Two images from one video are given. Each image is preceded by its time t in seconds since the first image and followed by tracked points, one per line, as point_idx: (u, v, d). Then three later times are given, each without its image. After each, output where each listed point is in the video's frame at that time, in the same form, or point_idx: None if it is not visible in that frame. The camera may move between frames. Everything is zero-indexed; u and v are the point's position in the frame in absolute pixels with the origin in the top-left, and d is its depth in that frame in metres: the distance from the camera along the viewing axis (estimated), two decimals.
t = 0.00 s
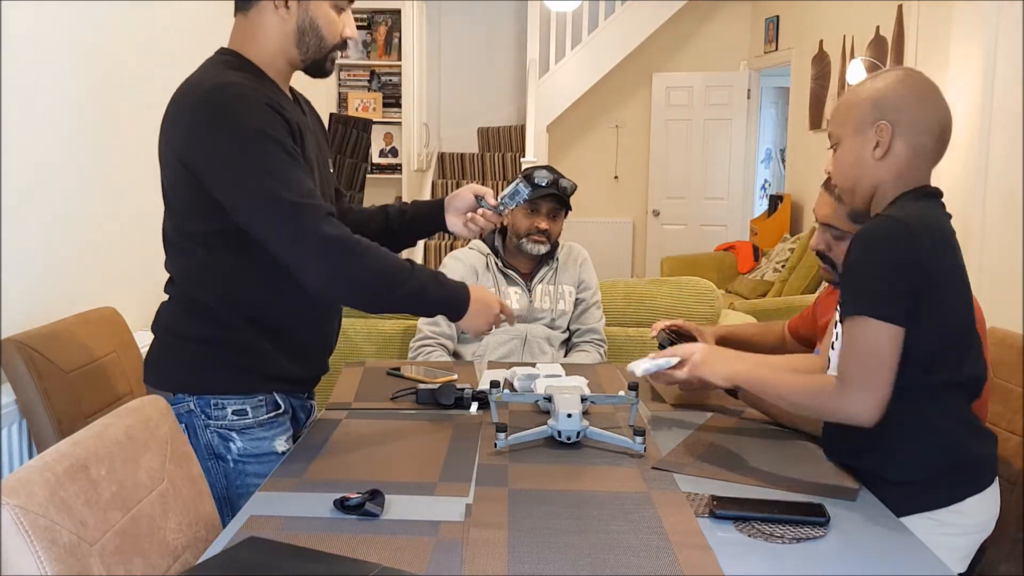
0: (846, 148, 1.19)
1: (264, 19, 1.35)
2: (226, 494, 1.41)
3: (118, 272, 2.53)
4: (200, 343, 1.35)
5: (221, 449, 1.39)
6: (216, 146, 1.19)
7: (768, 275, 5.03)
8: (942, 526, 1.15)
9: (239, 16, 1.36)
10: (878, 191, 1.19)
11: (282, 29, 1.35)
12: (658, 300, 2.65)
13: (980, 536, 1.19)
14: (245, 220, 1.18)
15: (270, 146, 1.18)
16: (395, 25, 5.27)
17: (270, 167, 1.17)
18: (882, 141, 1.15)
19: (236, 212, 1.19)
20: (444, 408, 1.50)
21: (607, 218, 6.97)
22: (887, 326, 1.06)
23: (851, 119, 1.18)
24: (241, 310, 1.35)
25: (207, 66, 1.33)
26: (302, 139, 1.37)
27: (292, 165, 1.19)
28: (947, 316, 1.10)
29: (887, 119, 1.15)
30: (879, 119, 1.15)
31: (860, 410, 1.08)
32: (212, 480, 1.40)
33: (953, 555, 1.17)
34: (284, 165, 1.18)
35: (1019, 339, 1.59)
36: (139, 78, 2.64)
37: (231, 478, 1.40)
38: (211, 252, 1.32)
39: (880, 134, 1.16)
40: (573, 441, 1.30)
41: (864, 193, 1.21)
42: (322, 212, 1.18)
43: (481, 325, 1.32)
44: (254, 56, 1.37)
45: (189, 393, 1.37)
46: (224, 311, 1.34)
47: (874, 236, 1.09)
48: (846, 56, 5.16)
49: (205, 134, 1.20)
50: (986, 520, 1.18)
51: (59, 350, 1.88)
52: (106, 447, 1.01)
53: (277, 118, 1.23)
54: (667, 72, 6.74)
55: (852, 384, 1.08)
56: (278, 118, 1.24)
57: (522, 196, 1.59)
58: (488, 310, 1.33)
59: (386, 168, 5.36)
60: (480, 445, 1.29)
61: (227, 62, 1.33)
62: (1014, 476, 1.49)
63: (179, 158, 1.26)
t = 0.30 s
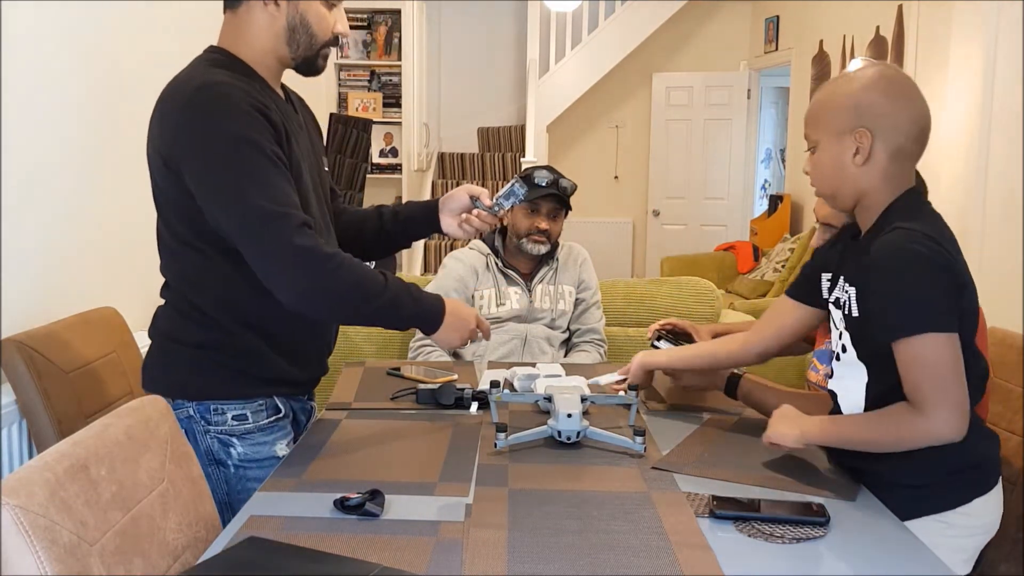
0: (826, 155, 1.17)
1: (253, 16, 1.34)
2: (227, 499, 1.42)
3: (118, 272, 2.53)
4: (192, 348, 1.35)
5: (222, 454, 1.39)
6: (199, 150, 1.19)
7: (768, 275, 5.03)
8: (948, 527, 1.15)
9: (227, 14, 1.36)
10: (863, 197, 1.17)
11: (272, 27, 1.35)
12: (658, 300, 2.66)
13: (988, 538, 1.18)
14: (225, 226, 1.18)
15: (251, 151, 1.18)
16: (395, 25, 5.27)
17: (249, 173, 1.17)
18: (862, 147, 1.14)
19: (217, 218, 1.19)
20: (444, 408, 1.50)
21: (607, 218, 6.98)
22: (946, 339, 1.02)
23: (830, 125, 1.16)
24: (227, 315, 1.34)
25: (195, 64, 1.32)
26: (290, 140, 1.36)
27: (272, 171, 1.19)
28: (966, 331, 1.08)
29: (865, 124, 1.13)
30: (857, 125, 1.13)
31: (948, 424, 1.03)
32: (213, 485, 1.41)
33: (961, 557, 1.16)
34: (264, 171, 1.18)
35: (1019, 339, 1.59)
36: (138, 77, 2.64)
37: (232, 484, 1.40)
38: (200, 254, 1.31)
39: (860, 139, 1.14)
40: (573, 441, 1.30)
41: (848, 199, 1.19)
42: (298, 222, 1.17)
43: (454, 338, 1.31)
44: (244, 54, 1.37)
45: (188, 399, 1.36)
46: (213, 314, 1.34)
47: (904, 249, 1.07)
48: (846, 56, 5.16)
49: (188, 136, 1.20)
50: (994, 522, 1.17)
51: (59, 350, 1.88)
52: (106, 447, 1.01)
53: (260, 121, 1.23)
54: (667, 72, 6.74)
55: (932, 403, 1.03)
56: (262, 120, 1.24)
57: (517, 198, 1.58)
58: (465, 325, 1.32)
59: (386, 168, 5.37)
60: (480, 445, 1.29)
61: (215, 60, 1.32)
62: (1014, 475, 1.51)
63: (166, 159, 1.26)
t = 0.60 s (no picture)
0: (796, 160, 1.18)
1: (253, 16, 1.34)
2: (230, 503, 1.41)
3: (118, 272, 2.53)
4: (191, 350, 1.35)
5: (225, 458, 1.38)
6: (195, 151, 1.19)
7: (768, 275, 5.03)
8: (945, 525, 1.15)
9: (227, 13, 1.36)
10: (837, 200, 1.17)
11: (272, 27, 1.35)
12: (658, 300, 2.65)
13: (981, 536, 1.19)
14: (220, 228, 1.18)
15: (247, 153, 1.18)
16: (395, 25, 5.27)
17: (245, 175, 1.17)
18: (830, 151, 1.13)
19: (213, 219, 1.20)
20: (444, 408, 1.50)
21: (607, 218, 6.98)
22: (937, 340, 1.02)
23: (798, 130, 1.16)
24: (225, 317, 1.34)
25: (192, 63, 1.32)
26: (288, 140, 1.36)
27: (267, 173, 1.19)
28: (957, 335, 1.08)
29: (831, 129, 1.13)
30: (824, 130, 1.14)
31: (939, 424, 1.03)
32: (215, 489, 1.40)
33: (957, 556, 1.17)
34: (260, 173, 1.18)
35: (1018, 339, 1.59)
36: (138, 77, 2.64)
37: (235, 487, 1.39)
38: (199, 255, 1.31)
39: (827, 145, 1.14)
40: (573, 441, 1.30)
41: (822, 203, 1.18)
42: (293, 225, 1.18)
43: (443, 342, 1.31)
44: (243, 53, 1.37)
45: (190, 402, 1.36)
46: (212, 316, 1.34)
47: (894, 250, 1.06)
48: (846, 56, 5.16)
49: (185, 137, 1.20)
50: (987, 520, 1.18)
51: (59, 350, 1.89)
52: (106, 447, 1.01)
53: (257, 121, 1.23)
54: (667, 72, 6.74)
55: (922, 403, 1.03)
56: (259, 120, 1.24)
57: (513, 202, 1.57)
58: (457, 330, 1.33)
59: (386, 168, 5.37)
60: (480, 445, 1.29)
61: (213, 58, 1.32)
62: (1014, 475, 1.51)
63: (163, 158, 1.26)
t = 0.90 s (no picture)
0: (788, 172, 1.17)
1: (253, 15, 1.34)
2: (225, 504, 1.40)
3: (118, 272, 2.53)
4: (190, 353, 1.35)
5: (221, 458, 1.38)
6: (195, 149, 1.19)
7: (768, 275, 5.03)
8: (941, 527, 1.15)
9: (227, 10, 1.36)
10: (835, 206, 1.16)
11: (272, 25, 1.35)
12: (658, 300, 2.65)
13: (978, 540, 1.18)
14: (219, 227, 1.18)
15: (246, 151, 1.18)
16: (396, 24, 5.27)
17: (245, 173, 1.17)
18: (815, 161, 1.13)
19: (212, 218, 1.19)
20: (444, 408, 1.50)
21: (607, 218, 6.98)
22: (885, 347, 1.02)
23: (785, 143, 1.16)
24: (225, 317, 1.34)
25: (191, 60, 1.31)
26: (287, 137, 1.36)
27: (266, 171, 1.19)
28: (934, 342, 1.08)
29: (812, 140, 1.12)
30: (806, 141, 1.13)
31: (879, 433, 1.03)
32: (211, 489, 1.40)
33: (954, 558, 1.16)
34: (259, 172, 1.18)
35: (1019, 339, 1.59)
36: (139, 78, 2.64)
37: (231, 487, 1.39)
38: (198, 255, 1.31)
39: (811, 156, 1.13)
40: (573, 441, 1.30)
41: (820, 210, 1.18)
42: (291, 225, 1.18)
43: (436, 345, 1.33)
44: (244, 51, 1.36)
45: (189, 401, 1.36)
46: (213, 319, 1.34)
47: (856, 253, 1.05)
48: (846, 56, 5.16)
49: (184, 135, 1.20)
50: (984, 522, 1.17)
51: (59, 350, 1.89)
52: (106, 447, 1.01)
53: (256, 119, 1.22)
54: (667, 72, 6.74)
55: (866, 408, 1.03)
56: (259, 119, 1.24)
57: (511, 202, 1.58)
58: (450, 334, 1.34)
59: (386, 168, 5.37)
60: (480, 445, 1.29)
61: (213, 55, 1.32)
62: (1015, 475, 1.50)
63: (163, 155, 1.26)
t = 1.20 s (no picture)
0: (802, 171, 1.16)
1: (256, 14, 1.34)
2: (229, 499, 1.41)
3: (118, 272, 2.53)
4: (198, 346, 1.35)
5: (227, 453, 1.38)
6: (198, 146, 1.19)
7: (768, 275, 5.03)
8: (940, 528, 1.14)
9: (229, 9, 1.36)
10: (850, 206, 1.15)
11: (274, 24, 1.35)
12: (659, 300, 2.66)
13: (981, 542, 1.17)
14: (220, 225, 1.18)
15: (248, 149, 1.18)
16: (396, 24, 5.26)
17: (246, 172, 1.17)
18: (831, 159, 1.12)
19: (213, 215, 1.20)
20: (444, 408, 1.50)
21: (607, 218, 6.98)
22: (879, 353, 1.01)
23: (798, 141, 1.15)
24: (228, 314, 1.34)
25: (196, 58, 1.31)
26: (291, 136, 1.36)
27: (267, 170, 1.19)
28: (929, 343, 1.07)
29: (827, 138, 1.11)
30: (821, 139, 1.12)
31: (867, 437, 1.02)
32: (216, 483, 1.40)
33: (952, 559, 1.15)
34: (260, 170, 1.18)
35: (1020, 339, 1.59)
36: (139, 78, 2.64)
37: (235, 483, 1.40)
38: (201, 251, 1.31)
39: (827, 154, 1.12)
40: (573, 441, 1.30)
41: (836, 210, 1.17)
42: (291, 224, 1.18)
43: (432, 345, 1.34)
44: (246, 50, 1.36)
45: (196, 396, 1.36)
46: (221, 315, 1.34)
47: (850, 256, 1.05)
48: (846, 56, 5.16)
49: (187, 132, 1.20)
50: (985, 523, 1.15)
51: (59, 350, 1.89)
52: (106, 447, 1.01)
53: (259, 118, 1.22)
54: (667, 72, 6.74)
55: (854, 412, 1.03)
56: (262, 118, 1.24)
57: (507, 202, 1.58)
58: (445, 334, 1.35)
59: (386, 169, 5.36)
60: (480, 445, 1.29)
61: (216, 54, 1.32)
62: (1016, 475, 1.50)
63: (167, 153, 1.26)
